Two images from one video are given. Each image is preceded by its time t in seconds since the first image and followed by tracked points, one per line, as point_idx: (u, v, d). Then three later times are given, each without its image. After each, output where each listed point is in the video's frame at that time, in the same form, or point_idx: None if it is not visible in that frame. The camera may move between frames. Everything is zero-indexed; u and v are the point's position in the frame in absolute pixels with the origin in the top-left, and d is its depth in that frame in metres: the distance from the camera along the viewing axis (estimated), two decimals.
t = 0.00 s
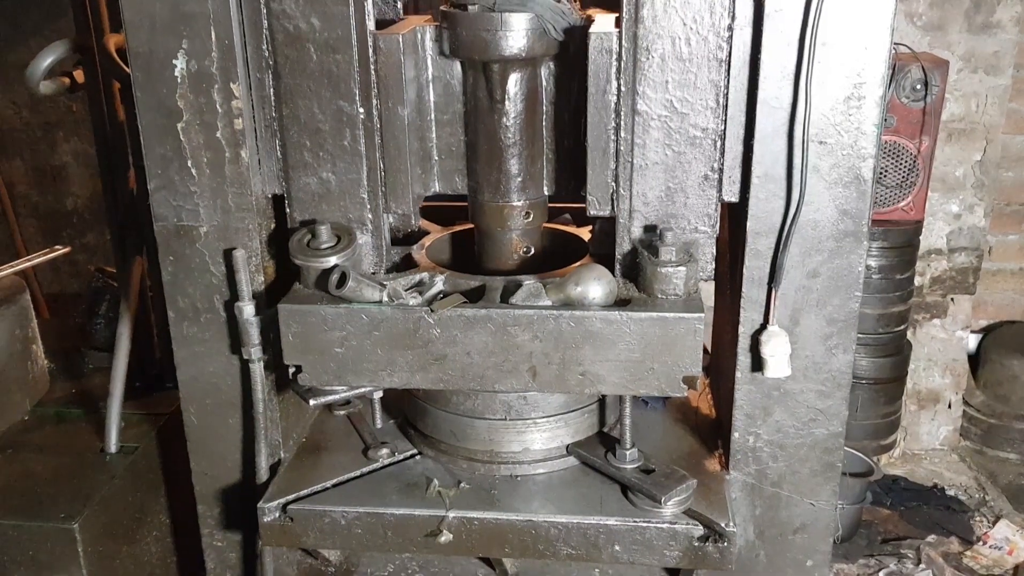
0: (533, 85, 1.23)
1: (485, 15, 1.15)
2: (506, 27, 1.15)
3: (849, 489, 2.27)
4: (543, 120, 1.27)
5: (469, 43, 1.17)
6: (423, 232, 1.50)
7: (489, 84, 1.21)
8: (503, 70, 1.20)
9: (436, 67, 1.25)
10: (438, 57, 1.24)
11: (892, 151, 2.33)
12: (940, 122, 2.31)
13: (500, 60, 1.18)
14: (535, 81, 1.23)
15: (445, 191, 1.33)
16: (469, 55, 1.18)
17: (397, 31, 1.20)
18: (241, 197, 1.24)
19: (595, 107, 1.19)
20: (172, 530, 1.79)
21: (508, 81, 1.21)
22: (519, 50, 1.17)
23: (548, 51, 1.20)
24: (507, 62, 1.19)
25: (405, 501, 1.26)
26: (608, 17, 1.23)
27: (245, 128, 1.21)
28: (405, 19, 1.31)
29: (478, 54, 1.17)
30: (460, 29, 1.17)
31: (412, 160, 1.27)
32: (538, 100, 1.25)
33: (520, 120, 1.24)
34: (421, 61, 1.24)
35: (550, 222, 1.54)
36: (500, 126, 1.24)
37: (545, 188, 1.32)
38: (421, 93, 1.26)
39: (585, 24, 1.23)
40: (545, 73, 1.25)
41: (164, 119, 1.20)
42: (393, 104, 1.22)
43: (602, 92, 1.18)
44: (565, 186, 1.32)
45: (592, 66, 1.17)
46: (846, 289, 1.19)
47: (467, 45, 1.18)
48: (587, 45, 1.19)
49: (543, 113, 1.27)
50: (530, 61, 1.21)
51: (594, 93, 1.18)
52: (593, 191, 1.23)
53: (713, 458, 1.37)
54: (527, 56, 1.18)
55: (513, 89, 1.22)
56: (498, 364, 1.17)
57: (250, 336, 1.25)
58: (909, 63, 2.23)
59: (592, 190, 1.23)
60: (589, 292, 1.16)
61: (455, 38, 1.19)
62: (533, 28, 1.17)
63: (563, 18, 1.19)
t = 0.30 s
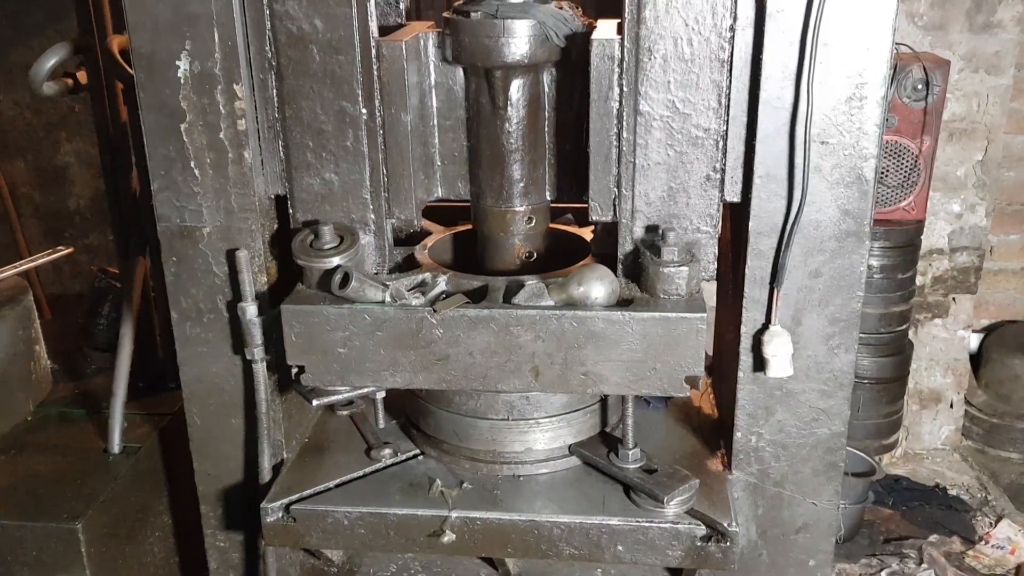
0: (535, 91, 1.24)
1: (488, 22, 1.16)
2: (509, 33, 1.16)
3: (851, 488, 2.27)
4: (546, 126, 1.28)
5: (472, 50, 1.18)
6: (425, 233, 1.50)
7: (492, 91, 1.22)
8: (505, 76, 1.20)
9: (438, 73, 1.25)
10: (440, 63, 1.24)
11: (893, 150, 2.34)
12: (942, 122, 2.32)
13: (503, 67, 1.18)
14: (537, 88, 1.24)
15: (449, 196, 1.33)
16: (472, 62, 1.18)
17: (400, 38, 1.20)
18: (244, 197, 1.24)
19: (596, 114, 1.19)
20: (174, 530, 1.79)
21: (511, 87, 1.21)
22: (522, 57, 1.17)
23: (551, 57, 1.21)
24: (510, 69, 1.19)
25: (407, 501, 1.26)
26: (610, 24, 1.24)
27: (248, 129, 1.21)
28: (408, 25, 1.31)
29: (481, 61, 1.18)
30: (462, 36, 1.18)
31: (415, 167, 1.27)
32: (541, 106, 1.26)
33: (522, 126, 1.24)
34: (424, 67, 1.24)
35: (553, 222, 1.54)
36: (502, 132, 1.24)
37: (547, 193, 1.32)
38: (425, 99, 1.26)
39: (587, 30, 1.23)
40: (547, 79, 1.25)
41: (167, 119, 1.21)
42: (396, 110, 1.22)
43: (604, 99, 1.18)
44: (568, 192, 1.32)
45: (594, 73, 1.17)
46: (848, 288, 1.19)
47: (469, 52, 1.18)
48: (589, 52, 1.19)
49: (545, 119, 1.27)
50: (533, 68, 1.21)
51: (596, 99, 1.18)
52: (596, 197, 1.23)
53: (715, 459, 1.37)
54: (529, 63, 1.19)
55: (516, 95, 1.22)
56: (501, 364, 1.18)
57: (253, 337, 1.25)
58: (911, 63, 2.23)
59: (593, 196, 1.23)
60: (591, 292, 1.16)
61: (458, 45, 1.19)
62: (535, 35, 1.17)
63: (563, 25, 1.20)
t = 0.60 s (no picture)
0: (536, 97, 1.24)
1: (488, 27, 1.16)
2: (511, 38, 1.16)
3: (852, 487, 2.27)
4: (546, 130, 1.28)
5: (473, 54, 1.18)
6: (425, 232, 1.51)
7: (493, 95, 1.22)
8: (506, 81, 1.20)
9: (438, 77, 1.25)
10: (441, 67, 1.24)
11: (893, 150, 2.34)
12: (942, 121, 2.32)
13: (503, 72, 1.18)
14: (537, 92, 1.24)
15: (449, 201, 1.33)
16: (473, 67, 1.19)
17: (401, 43, 1.21)
18: (245, 196, 1.24)
19: (596, 119, 1.19)
20: (175, 530, 1.79)
21: (511, 91, 1.21)
22: (523, 62, 1.18)
23: (551, 62, 1.21)
24: (511, 74, 1.20)
25: (408, 501, 1.26)
26: (610, 29, 1.24)
27: (248, 129, 1.21)
28: (408, 30, 1.31)
29: (482, 66, 1.18)
30: (463, 41, 1.18)
31: (416, 172, 1.27)
32: (541, 110, 1.26)
33: (522, 130, 1.25)
34: (425, 72, 1.24)
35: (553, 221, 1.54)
36: (503, 137, 1.24)
37: (548, 198, 1.32)
38: (425, 105, 1.26)
39: (587, 36, 1.23)
40: (547, 84, 1.25)
41: (168, 119, 1.21)
42: (397, 114, 1.23)
43: (604, 104, 1.19)
44: (569, 197, 1.32)
45: (594, 78, 1.17)
46: (849, 287, 1.19)
47: (470, 56, 1.18)
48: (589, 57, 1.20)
49: (545, 124, 1.27)
50: (533, 72, 1.22)
51: (596, 104, 1.19)
52: (597, 201, 1.24)
53: (716, 458, 1.37)
54: (530, 68, 1.19)
55: (516, 100, 1.22)
56: (502, 364, 1.18)
57: (254, 337, 1.25)
58: (911, 62, 2.24)
59: (594, 200, 1.24)
60: (592, 291, 1.16)
61: (459, 49, 1.19)
62: (535, 40, 1.17)
63: (565, 30, 1.20)
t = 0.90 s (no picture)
0: (536, 103, 1.24)
1: (489, 33, 1.16)
2: (511, 45, 1.16)
3: (853, 487, 2.26)
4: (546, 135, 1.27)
5: (474, 61, 1.18)
6: (426, 233, 1.51)
7: (493, 102, 1.22)
8: (506, 87, 1.20)
9: (439, 84, 1.24)
10: (442, 74, 1.24)
11: (894, 149, 2.34)
12: (942, 120, 2.32)
13: (503, 79, 1.19)
14: (538, 98, 1.24)
15: (450, 207, 1.33)
16: (474, 74, 1.19)
17: (402, 50, 1.21)
18: (246, 198, 1.24)
19: (597, 125, 1.19)
20: (176, 531, 1.79)
21: (512, 97, 1.21)
22: (524, 68, 1.18)
23: (551, 68, 1.21)
24: (511, 81, 1.20)
25: (409, 501, 1.26)
26: (610, 35, 1.24)
27: (249, 130, 1.21)
28: (409, 36, 1.31)
29: (483, 73, 1.18)
30: (464, 49, 1.18)
31: (417, 179, 1.27)
32: (542, 117, 1.26)
33: (523, 135, 1.24)
34: (426, 78, 1.23)
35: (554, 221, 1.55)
36: (504, 143, 1.24)
37: (548, 204, 1.32)
38: (426, 111, 1.25)
39: (587, 42, 1.23)
40: (547, 91, 1.25)
41: (168, 120, 1.21)
42: (398, 122, 1.23)
43: (604, 110, 1.18)
44: (569, 202, 1.32)
45: (594, 84, 1.17)
46: (850, 287, 1.19)
47: (470, 64, 1.18)
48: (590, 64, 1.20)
49: (546, 130, 1.27)
50: (534, 78, 1.22)
51: (596, 111, 1.19)
52: (597, 208, 1.24)
53: (717, 458, 1.37)
54: (530, 75, 1.19)
55: (517, 106, 1.22)
56: (503, 364, 1.18)
57: (255, 337, 1.25)
58: (912, 62, 2.24)
59: (595, 206, 1.24)
60: (593, 291, 1.16)
61: (459, 56, 1.19)
62: (536, 46, 1.17)
63: (565, 37, 1.20)
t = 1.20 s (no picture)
0: (538, 106, 1.24)
1: (491, 38, 1.15)
2: (512, 49, 1.16)
3: (856, 487, 2.26)
4: (548, 138, 1.27)
5: (476, 65, 1.17)
6: (428, 233, 1.51)
7: (495, 105, 1.22)
8: (508, 91, 1.20)
9: (441, 88, 1.25)
10: (444, 78, 1.24)
11: (896, 149, 2.34)
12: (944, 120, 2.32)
13: (505, 82, 1.18)
14: (539, 102, 1.24)
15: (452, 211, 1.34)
16: (476, 77, 1.18)
17: (403, 54, 1.21)
18: (248, 198, 1.24)
19: (600, 129, 1.19)
20: (179, 532, 1.79)
21: (514, 101, 1.21)
22: (526, 72, 1.17)
23: (553, 72, 1.21)
24: (513, 84, 1.19)
25: (412, 502, 1.26)
26: (612, 39, 1.24)
27: (251, 131, 1.21)
28: (410, 39, 1.32)
29: (485, 77, 1.18)
30: (466, 52, 1.17)
31: (420, 182, 1.28)
32: (544, 121, 1.26)
33: (525, 137, 1.24)
34: (427, 82, 1.24)
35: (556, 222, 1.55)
36: (506, 146, 1.24)
37: (551, 207, 1.32)
38: (428, 115, 1.26)
39: (588, 46, 1.23)
40: (549, 94, 1.25)
41: (170, 121, 1.21)
42: (400, 125, 1.22)
43: (607, 114, 1.18)
44: (571, 204, 1.32)
45: (597, 88, 1.17)
46: (852, 287, 1.19)
47: (473, 67, 1.18)
48: (591, 67, 1.19)
49: (548, 134, 1.27)
50: (535, 82, 1.21)
51: (599, 114, 1.18)
52: (600, 212, 1.24)
53: (719, 458, 1.37)
54: (531, 78, 1.18)
55: (519, 110, 1.22)
56: (505, 364, 1.18)
57: (257, 337, 1.25)
58: (914, 61, 2.24)
59: (597, 210, 1.23)
60: (595, 292, 1.16)
61: (461, 60, 1.19)
62: (538, 50, 1.17)
63: (568, 40, 1.20)
